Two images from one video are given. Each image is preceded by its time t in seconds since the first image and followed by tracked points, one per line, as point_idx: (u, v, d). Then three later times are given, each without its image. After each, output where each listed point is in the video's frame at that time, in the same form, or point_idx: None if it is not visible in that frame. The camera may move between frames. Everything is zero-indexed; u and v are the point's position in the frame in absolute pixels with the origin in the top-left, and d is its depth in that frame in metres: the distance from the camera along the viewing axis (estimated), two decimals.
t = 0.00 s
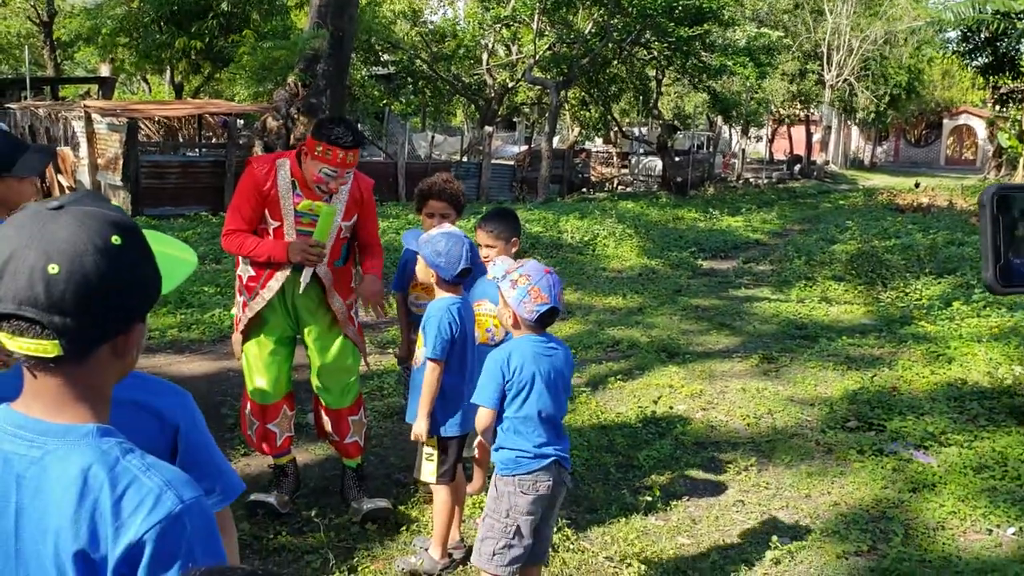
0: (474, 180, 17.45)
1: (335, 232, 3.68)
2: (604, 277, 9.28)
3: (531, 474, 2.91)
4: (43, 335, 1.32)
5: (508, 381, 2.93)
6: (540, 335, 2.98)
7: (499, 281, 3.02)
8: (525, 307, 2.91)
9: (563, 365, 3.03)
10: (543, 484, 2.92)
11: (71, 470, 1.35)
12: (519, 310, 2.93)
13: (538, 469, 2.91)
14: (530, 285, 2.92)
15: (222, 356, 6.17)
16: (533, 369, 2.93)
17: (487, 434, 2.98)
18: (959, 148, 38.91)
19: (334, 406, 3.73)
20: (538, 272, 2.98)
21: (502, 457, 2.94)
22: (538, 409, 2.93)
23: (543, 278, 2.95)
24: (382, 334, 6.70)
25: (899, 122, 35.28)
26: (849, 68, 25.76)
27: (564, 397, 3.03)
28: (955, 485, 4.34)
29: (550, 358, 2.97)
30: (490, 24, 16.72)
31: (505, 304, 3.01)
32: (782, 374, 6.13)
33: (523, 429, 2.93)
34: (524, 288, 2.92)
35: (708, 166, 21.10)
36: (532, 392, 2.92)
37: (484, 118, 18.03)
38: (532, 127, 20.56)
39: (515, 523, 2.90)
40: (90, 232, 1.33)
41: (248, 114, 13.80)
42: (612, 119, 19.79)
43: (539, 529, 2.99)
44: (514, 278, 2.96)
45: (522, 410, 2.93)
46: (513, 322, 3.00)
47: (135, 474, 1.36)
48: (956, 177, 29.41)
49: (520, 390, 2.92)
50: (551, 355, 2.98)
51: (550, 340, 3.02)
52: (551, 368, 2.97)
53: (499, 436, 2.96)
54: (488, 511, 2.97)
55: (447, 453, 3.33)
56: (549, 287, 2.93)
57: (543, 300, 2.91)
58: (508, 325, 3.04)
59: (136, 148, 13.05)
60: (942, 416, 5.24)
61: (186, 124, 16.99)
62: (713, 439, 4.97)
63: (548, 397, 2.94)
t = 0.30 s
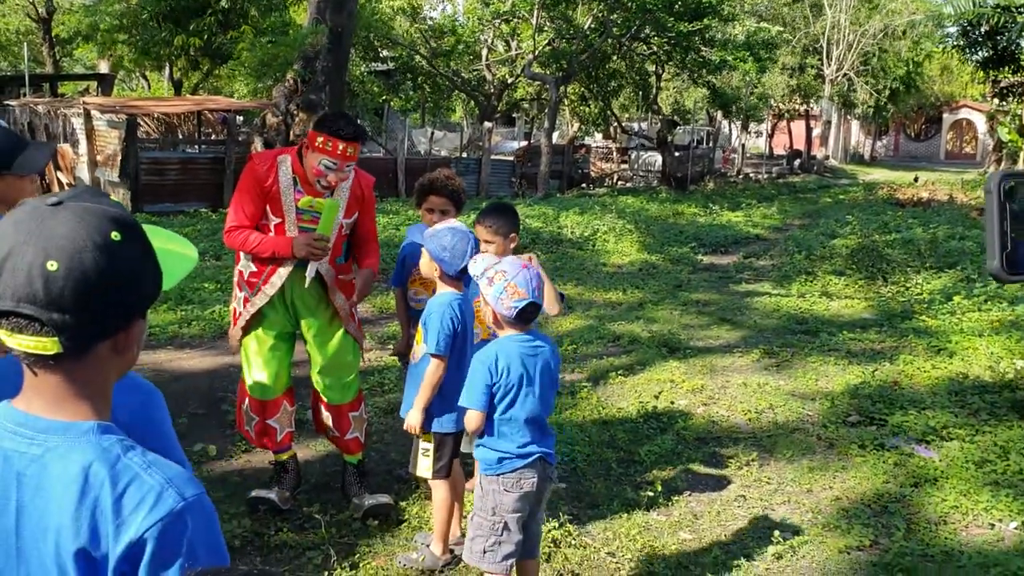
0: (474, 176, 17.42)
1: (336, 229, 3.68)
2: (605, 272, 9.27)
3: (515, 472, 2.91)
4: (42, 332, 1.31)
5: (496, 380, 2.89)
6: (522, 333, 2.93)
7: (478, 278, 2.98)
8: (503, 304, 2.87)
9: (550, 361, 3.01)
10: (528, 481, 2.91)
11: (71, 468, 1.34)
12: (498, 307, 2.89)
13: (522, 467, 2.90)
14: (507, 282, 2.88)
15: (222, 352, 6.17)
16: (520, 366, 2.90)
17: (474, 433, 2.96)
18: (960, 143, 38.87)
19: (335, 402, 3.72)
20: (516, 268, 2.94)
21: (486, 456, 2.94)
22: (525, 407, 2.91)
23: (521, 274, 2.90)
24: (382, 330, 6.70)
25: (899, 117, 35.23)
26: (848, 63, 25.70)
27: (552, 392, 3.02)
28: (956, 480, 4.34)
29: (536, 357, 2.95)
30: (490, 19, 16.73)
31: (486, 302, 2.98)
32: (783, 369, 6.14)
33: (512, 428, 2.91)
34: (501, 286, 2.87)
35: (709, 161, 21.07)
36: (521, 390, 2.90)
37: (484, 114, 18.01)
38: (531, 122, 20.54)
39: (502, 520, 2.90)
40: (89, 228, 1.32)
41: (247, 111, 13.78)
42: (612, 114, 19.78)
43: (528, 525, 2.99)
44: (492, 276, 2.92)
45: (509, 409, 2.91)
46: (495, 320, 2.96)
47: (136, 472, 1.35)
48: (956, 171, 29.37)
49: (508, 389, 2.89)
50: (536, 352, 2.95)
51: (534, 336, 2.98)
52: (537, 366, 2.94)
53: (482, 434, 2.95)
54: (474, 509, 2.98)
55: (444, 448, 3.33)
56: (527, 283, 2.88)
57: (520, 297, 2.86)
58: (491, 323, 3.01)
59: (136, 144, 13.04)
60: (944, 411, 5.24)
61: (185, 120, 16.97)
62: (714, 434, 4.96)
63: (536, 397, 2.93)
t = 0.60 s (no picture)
0: (476, 174, 17.42)
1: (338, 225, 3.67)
2: (608, 271, 9.26)
3: (503, 473, 2.90)
4: (48, 333, 1.31)
5: (482, 388, 2.85)
6: (501, 340, 2.87)
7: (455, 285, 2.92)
8: (478, 313, 2.81)
9: (536, 362, 2.97)
10: (516, 483, 2.91)
11: (79, 469, 1.33)
12: (474, 315, 2.84)
13: (511, 468, 2.90)
14: (481, 290, 2.82)
15: (225, 352, 6.16)
16: (506, 371, 2.86)
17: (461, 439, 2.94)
18: (962, 140, 38.83)
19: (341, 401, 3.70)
20: (491, 274, 2.85)
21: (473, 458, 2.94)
22: (511, 411, 2.88)
23: (495, 281, 2.83)
24: (386, 329, 6.69)
25: (902, 114, 35.19)
26: (851, 60, 25.63)
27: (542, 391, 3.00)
28: (963, 477, 4.32)
29: (519, 361, 2.90)
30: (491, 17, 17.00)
31: (463, 310, 2.92)
32: (788, 367, 6.12)
33: (502, 431, 2.88)
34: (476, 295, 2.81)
35: (711, 159, 21.04)
36: (510, 394, 2.87)
37: (486, 113, 18.00)
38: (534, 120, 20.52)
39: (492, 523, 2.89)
40: (95, 228, 1.31)
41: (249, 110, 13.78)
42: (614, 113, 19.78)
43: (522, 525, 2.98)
44: (466, 284, 2.86)
45: (498, 412, 2.89)
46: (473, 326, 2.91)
47: (144, 473, 1.35)
48: (958, 168, 29.31)
49: (497, 395, 2.86)
50: (520, 354, 2.91)
51: (516, 340, 2.94)
52: (522, 370, 2.90)
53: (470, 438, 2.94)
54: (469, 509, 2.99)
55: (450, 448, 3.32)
56: (501, 291, 2.81)
57: (496, 305, 2.80)
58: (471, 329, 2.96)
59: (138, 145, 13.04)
60: (949, 408, 5.22)
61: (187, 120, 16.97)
62: (719, 432, 4.95)
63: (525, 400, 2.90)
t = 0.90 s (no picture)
0: (478, 174, 17.43)
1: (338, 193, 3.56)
2: (610, 271, 9.25)
3: (498, 479, 2.89)
4: (50, 338, 1.30)
5: (480, 395, 2.83)
6: (490, 349, 2.85)
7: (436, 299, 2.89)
8: (462, 327, 2.78)
9: (530, 366, 2.96)
10: (515, 488, 2.89)
11: (83, 475, 1.33)
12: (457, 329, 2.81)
13: (506, 474, 2.89)
14: (463, 306, 2.77)
15: (228, 353, 6.16)
16: (500, 376, 2.85)
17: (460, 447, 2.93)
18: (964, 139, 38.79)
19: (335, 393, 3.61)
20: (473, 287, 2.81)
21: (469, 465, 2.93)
22: (512, 414, 2.89)
23: (475, 295, 2.78)
24: (388, 330, 6.68)
25: (904, 114, 35.15)
26: (853, 60, 25.61)
27: (538, 392, 3.00)
28: (966, 478, 4.32)
29: (511, 368, 2.88)
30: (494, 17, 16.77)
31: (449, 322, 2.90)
32: (792, 367, 6.11)
33: (503, 435, 2.89)
34: (458, 311, 2.78)
35: (713, 158, 21.02)
36: (507, 399, 2.87)
37: (487, 113, 18.01)
38: (536, 120, 20.51)
39: (492, 527, 2.88)
40: (98, 232, 1.31)
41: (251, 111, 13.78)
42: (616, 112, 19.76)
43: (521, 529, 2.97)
44: (447, 300, 2.83)
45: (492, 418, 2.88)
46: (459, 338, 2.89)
47: (147, 479, 1.34)
48: (960, 168, 29.28)
49: (495, 400, 2.86)
50: (512, 359, 2.90)
51: (503, 349, 2.90)
52: (514, 377, 2.88)
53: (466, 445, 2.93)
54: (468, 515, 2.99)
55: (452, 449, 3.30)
56: (482, 304, 2.77)
57: (478, 319, 2.77)
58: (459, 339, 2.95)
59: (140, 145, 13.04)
60: (953, 409, 5.21)
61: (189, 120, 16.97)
62: (723, 433, 4.95)
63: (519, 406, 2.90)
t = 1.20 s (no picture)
0: (479, 174, 17.44)
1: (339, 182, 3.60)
2: (613, 270, 9.24)
3: (507, 481, 2.88)
4: (52, 346, 1.28)
5: (487, 397, 2.83)
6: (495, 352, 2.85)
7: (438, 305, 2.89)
8: (465, 333, 2.78)
9: (534, 366, 2.96)
10: (524, 489, 2.88)
11: (86, 483, 1.32)
12: (461, 335, 2.80)
13: (514, 475, 2.87)
14: (466, 312, 2.77)
15: (231, 355, 6.15)
16: (506, 377, 2.85)
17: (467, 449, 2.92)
18: (966, 137, 38.75)
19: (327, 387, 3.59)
20: (476, 291, 2.81)
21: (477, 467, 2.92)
22: (519, 414, 2.89)
23: (478, 300, 2.78)
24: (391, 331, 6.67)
25: (907, 112, 35.12)
26: (855, 58, 25.57)
27: (544, 392, 2.99)
28: (972, 478, 4.31)
29: (517, 370, 2.88)
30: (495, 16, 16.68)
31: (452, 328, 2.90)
32: (796, 368, 6.09)
33: (512, 435, 2.88)
34: (462, 318, 2.77)
35: (715, 157, 20.99)
36: (514, 400, 2.87)
37: (489, 113, 18.02)
38: (538, 120, 20.49)
39: (501, 528, 2.87)
40: (99, 240, 1.29)
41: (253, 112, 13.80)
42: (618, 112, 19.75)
43: (529, 531, 2.96)
44: (450, 306, 2.82)
45: (499, 420, 2.87)
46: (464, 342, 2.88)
47: (152, 486, 1.34)
48: (963, 166, 29.26)
49: (502, 400, 2.85)
50: (519, 362, 2.89)
51: (508, 351, 2.89)
52: (521, 380, 2.88)
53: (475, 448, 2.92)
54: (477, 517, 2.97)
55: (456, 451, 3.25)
56: (485, 309, 2.77)
57: (482, 325, 2.77)
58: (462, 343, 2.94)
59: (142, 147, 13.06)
60: (957, 409, 5.19)
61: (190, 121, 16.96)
62: (728, 434, 4.93)
63: (527, 408, 2.89)
